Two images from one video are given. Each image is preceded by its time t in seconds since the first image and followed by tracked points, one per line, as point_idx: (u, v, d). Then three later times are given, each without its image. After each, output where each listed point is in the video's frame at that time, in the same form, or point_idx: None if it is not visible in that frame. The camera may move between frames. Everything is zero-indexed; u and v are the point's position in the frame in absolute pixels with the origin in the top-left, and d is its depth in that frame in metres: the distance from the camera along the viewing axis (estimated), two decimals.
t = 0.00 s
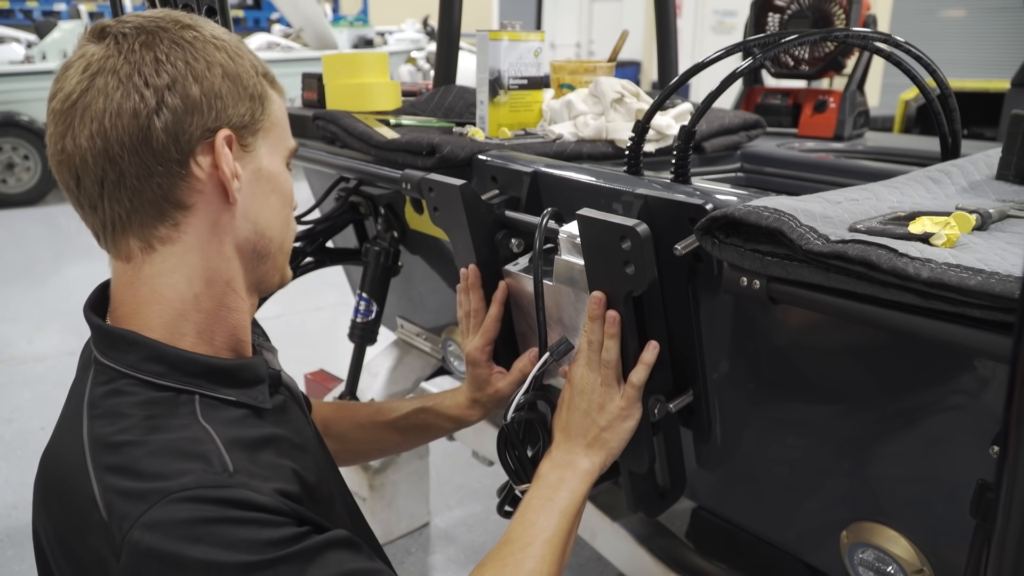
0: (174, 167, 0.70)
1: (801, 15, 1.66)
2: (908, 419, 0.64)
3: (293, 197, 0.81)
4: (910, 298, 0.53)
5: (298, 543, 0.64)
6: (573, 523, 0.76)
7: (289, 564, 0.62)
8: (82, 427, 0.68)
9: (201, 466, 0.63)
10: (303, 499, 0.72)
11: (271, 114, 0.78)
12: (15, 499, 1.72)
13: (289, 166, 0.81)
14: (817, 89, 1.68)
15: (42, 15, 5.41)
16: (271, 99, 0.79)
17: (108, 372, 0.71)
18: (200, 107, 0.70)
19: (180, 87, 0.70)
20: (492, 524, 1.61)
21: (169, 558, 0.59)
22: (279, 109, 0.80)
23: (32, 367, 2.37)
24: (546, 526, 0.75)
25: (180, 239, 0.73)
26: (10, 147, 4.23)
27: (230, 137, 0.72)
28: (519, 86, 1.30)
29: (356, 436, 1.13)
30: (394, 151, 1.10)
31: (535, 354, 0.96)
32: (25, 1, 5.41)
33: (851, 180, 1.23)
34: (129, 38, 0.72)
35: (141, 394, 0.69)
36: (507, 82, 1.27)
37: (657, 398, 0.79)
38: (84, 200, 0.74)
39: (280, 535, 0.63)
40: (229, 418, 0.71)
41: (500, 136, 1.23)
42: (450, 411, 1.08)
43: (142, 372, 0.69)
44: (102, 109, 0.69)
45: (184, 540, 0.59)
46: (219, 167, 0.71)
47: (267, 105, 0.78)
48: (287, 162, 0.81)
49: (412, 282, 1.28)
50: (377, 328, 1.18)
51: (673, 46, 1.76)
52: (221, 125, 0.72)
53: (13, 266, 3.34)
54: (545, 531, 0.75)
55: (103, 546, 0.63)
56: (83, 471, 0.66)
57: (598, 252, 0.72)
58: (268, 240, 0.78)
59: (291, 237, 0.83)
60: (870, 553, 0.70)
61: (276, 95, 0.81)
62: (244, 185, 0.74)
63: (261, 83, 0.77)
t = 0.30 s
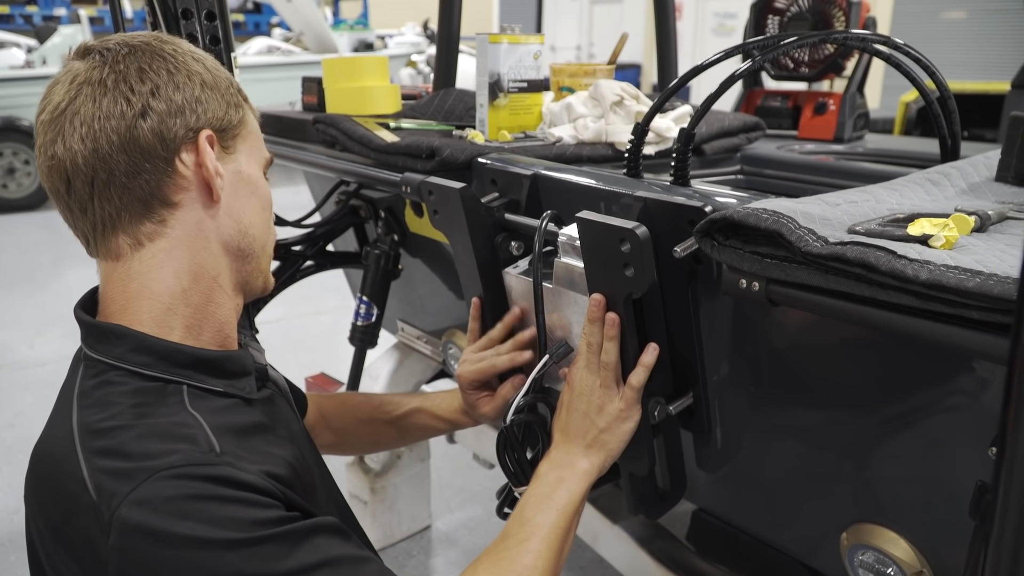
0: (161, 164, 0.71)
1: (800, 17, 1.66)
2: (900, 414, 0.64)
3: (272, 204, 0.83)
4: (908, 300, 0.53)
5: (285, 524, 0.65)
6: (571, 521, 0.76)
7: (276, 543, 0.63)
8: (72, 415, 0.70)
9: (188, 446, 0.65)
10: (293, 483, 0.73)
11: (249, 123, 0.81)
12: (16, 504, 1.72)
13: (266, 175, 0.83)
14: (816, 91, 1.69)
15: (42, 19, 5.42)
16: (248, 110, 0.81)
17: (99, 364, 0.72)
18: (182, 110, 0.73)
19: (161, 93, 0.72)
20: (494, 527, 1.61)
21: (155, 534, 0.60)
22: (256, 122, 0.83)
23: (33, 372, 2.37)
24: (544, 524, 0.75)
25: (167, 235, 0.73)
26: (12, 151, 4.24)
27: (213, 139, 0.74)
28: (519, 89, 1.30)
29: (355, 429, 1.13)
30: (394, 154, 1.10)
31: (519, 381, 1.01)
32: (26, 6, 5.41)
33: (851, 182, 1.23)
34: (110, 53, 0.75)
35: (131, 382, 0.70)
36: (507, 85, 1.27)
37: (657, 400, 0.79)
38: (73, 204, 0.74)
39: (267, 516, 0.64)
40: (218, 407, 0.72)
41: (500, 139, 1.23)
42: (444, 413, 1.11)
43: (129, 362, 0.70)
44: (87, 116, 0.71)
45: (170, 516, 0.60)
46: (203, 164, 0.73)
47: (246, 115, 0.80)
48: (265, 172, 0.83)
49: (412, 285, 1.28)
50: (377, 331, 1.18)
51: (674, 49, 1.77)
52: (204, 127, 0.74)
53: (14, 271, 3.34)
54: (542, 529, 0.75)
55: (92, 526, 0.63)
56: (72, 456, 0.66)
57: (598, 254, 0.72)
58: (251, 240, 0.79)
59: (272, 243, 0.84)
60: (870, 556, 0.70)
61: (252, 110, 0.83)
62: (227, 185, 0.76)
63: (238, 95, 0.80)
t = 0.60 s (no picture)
0: (143, 172, 0.70)
1: (803, 19, 1.65)
2: (900, 412, 0.64)
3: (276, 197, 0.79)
4: (910, 303, 0.53)
5: (271, 512, 0.66)
6: (565, 523, 0.76)
7: (259, 529, 0.64)
8: (72, 399, 0.71)
9: (179, 432, 0.66)
10: (283, 476, 0.73)
11: (246, 117, 0.77)
12: (17, 506, 1.72)
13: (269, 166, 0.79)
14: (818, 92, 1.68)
15: (44, 21, 5.43)
16: (247, 103, 0.77)
17: (100, 351, 0.73)
18: (166, 115, 0.70)
19: (145, 97, 0.70)
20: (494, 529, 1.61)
21: (139, 514, 0.61)
22: (257, 113, 0.79)
23: (35, 373, 2.38)
24: (536, 525, 0.75)
25: (155, 238, 0.73)
26: (14, 153, 4.25)
27: (198, 140, 0.71)
28: (520, 90, 1.30)
29: (358, 430, 1.13)
30: (395, 156, 1.10)
31: (514, 382, 1.01)
32: (28, 8, 5.42)
33: (852, 184, 1.23)
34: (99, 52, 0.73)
35: (128, 370, 0.71)
36: (508, 87, 1.27)
37: (657, 402, 0.79)
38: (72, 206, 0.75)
39: (253, 502, 0.65)
40: (214, 399, 0.72)
41: (502, 140, 1.23)
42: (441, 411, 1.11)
43: (130, 352, 0.71)
44: (73, 120, 0.70)
45: (155, 497, 0.61)
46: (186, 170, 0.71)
47: (242, 108, 0.76)
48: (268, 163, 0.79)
49: (413, 287, 1.28)
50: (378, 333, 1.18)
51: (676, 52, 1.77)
52: (189, 129, 0.71)
53: (17, 272, 3.35)
54: (534, 530, 0.75)
55: (82, 503, 0.65)
56: (71, 437, 0.68)
57: (598, 256, 0.72)
58: (246, 239, 0.77)
59: (278, 235, 0.81)
60: (872, 559, 0.69)
61: (254, 100, 0.79)
62: (218, 185, 0.73)
63: (235, 89, 0.76)
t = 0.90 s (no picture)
0: (131, 163, 0.75)
1: (805, 19, 1.65)
2: (898, 411, 0.64)
3: (287, 160, 0.77)
4: (913, 304, 0.53)
5: (302, 476, 0.68)
6: (564, 527, 0.76)
7: (291, 490, 0.66)
8: (121, 343, 0.74)
9: (224, 384, 0.69)
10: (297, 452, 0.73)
11: (233, 83, 0.74)
12: (19, 507, 1.72)
13: (277, 128, 0.77)
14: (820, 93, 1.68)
15: (46, 22, 5.43)
16: (235, 67, 0.75)
17: (149, 310, 0.76)
18: (138, 105, 0.73)
19: (120, 91, 0.74)
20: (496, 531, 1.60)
21: (188, 454, 0.63)
22: (249, 73, 0.76)
23: (37, 374, 2.38)
24: (535, 528, 0.74)
25: (164, 219, 0.77)
26: (15, 154, 4.25)
27: (176, 122, 0.73)
28: (521, 91, 1.30)
29: (367, 451, 1.14)
30: (397, 157, 1.10)
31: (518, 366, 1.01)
32: (31, 9, 5.43)
33: (855, 185, 1.23)
34: (93, 48, 0.77)
35: (176, 325, 0.75)
36: (510, 88, 1.27)
37: (659, 404, 0.79)
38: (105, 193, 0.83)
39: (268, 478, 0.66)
40: (249, 362, 0.76)
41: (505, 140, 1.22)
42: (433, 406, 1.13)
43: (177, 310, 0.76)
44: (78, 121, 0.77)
45: (203, 437, 0.64)
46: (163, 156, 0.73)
47: (225, 74, 0.74)
48: (275, 124, 0.77)
49: (415, 288, 1.28)
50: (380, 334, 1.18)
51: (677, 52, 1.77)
52: (164, 113, 0.73)
53: (19, 273, 3.35)
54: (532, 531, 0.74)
55: (129, 439, 0.66)
56: (120, 380, 0.70)
57: (601, 258, 0.72)
58: (253, 209, 0.76)
59: (297, 196, 0.79)
60: (876, 561, 0.69)
61: (246, 59, 0.76)
62: (210, 163, 0.74)
63: (214, 56, 0.74)
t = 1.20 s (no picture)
0: (148, 177, 0.78)
1: (805, 17, 1.65)
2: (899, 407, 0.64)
3: (304, 163, 0.78)
4: (915, 301, 0.53)
5: (325, 475, 0.70)
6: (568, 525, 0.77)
7: (315, 489, 0.68)
8: (150, 339, 0.76)
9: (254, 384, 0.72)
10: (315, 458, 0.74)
11: (241, 89, 0.75)
12: (21, 511, 1.72)
13: (291, 130, 0.77)
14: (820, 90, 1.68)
15: (45, 25, 5.43)
16: (242, 73, 0.75)
17: (177, 308, 0.79)
18: (149, 121, 0.76)
19: (131, 107, 0.76)
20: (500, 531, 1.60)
21: (223, 450, 0.65)
22: (257, 78, 0.76)
23: (38, 378, 2.38)
24: (539, 526, 0.75)
25: (186, 227, 0.81)
26: (15, 157, 4.26)
27: (187, 137, 0.75)
28: (521, 91, 1.30)
29: (366, 430, 1.15)
30: (399, 159, 1.11)
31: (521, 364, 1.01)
32: (29, 12, 5.43)
33: (856, 182, 1.23)
34: (104, 62, 0.80)
35: (204, 323, 0.78)
36: (510, 88, 1.27)
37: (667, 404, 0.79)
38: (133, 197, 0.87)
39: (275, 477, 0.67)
40: (273, 366, 0.79)
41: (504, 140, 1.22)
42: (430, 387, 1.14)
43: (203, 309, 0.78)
44: (97, 134, 0.81)
45: (234, 433, 0.66)
46: (176, 172, 0.76)
47: (233, 82, 0.75)
48: (290, 126, 0.77)
49: (416, 288, 1.28)
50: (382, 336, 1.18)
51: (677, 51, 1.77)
52: (175, 128, 0.75)
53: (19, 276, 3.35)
54: (536, 529, 0.75)
55: (161, 434, 0.68)
56: (150, 375, 0.72)
57: (602, 257, 0.72)
58: (270, 216, 0.78)
59: (317, 196, 0.80)
60: (879, 559, 0.69)
61: (254, 63, 0.76)
62: (224, 173, 0.76)
63: (220, 64, 0.75)
